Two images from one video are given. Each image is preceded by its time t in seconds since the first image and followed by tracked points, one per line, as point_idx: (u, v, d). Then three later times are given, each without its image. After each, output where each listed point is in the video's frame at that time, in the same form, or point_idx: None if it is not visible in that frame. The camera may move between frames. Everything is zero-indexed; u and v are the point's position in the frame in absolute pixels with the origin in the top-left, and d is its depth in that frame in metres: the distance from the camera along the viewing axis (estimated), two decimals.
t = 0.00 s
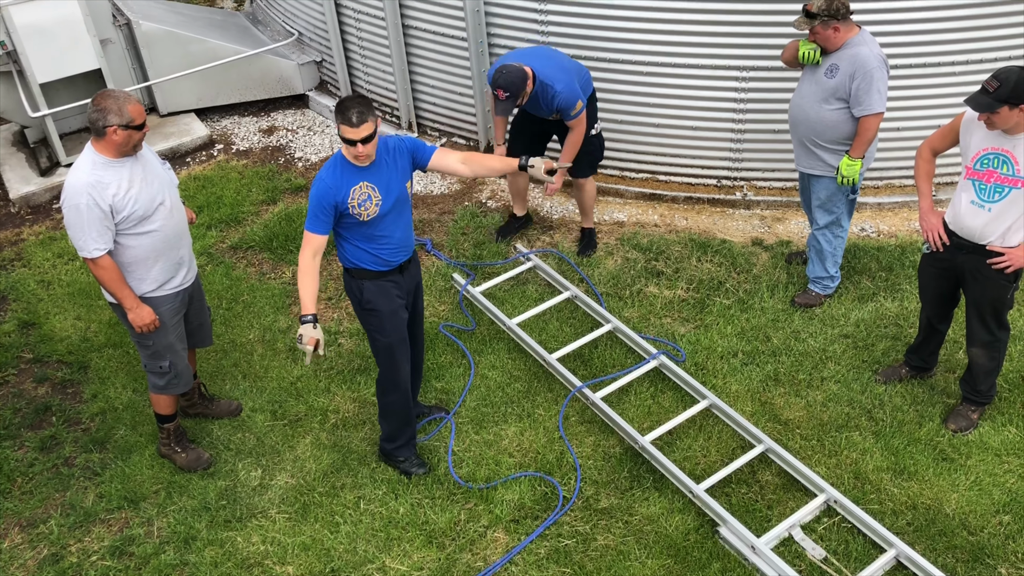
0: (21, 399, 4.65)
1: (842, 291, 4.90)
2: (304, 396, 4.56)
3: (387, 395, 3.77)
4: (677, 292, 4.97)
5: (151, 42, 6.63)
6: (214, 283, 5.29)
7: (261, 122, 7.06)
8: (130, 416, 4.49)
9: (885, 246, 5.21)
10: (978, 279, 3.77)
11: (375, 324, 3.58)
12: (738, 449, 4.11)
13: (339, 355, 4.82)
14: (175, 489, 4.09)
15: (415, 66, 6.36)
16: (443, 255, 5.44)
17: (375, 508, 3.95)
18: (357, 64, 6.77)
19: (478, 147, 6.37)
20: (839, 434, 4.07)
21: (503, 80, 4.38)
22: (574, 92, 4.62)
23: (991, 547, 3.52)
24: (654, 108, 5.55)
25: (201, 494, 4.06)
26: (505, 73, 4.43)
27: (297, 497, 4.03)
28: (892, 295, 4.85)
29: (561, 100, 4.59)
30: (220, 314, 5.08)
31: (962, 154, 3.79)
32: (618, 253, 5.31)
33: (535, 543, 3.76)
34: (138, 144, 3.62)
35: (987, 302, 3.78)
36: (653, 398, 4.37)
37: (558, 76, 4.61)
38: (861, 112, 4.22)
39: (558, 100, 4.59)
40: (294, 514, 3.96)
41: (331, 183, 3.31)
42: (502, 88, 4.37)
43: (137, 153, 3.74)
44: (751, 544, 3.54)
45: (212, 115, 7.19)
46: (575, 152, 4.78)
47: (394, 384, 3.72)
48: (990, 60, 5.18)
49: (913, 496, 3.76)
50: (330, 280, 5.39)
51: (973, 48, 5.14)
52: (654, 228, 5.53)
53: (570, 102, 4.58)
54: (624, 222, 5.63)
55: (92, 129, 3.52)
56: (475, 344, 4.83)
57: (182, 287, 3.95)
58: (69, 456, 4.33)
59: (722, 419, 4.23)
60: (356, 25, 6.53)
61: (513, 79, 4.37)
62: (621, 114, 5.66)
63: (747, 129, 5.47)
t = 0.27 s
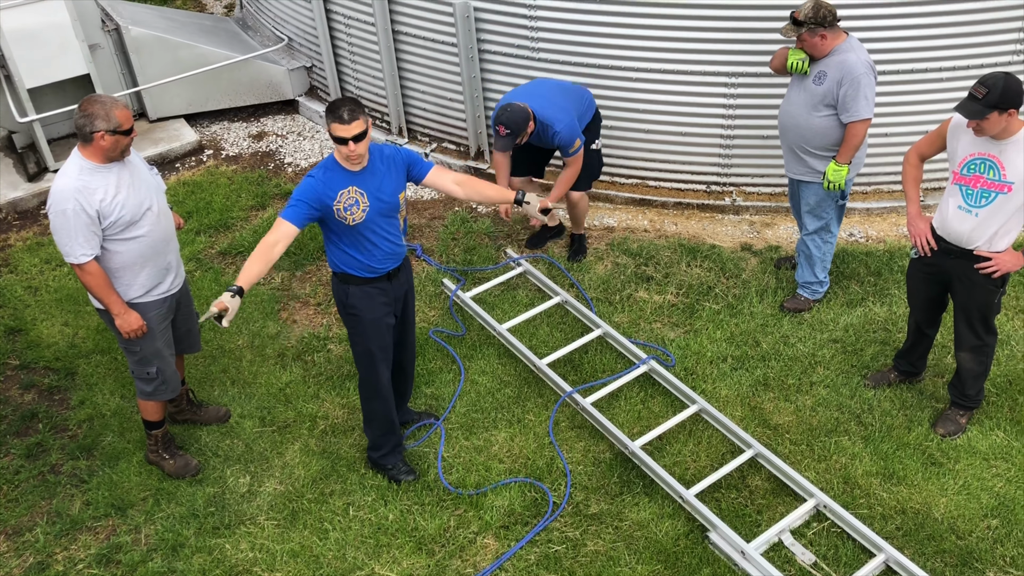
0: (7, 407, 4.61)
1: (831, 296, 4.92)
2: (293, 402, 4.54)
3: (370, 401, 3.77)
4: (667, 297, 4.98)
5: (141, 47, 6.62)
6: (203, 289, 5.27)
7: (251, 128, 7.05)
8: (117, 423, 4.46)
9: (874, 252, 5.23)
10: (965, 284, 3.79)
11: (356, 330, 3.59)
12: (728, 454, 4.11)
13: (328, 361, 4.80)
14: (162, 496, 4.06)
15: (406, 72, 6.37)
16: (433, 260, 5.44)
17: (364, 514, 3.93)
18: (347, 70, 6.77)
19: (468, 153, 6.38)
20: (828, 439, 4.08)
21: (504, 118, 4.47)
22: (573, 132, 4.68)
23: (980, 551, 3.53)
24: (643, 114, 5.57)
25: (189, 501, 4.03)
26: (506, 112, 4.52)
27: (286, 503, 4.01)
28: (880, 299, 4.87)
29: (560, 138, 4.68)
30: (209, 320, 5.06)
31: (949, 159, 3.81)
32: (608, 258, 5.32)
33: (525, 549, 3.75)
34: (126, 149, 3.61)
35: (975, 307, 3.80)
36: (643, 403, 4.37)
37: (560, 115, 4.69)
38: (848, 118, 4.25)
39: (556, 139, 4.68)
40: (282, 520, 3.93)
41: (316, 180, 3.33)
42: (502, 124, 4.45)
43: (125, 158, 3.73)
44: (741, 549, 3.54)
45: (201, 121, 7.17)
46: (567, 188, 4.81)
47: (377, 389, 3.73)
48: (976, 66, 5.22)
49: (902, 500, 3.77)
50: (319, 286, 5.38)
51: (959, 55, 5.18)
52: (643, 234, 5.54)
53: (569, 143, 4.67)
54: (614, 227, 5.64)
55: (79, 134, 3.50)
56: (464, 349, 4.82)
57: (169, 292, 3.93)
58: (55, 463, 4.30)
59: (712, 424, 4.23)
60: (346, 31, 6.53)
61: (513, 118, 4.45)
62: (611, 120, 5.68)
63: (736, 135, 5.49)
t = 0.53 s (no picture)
0: None
1: (821, 299, 4.93)
2: (282, 406, 4.52)
3: (360, 405, 3.76)
4: (657, 300, 4.99)
5: (130, 50, 6.60)
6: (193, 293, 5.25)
7: (240, 131, 7.03)
8: (105, 428, 4.43)
9: (863, 254, 5.25)
10: (954, 287, 3.80)
11: (346, 335, 3.58)
12: (718, 457, 4.11)
13: (318, 365, 4.79)
14: (151, 502, 4.04)
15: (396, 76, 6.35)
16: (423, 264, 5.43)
17: (355, 519, 3.92)
18: (337, 73, 6.76)
19: (459, 156, 6.37)
20: (818, 442, 4.08)
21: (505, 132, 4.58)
22: (571, 152, 4.85)
23: (969, 553, 3.54)
24: (633, 118, 5.58)
25: (178, 506, 4.01)
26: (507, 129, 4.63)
27: (275, 508, 3.99)
28: (870, 302, 4.88)
29: (558, 156, 4.83)
30: (198, 324, 5.04)
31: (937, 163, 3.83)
32: (599, 261, 5.32)
33: (516, 553, 3.74)
34: (114, 153, 3.59)
35: (963, 310, 3.81)
36: (633, 407, 4.38)
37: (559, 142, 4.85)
38: (837, 123, 4.26)
39: (554, 157, 4.83)
40: (272, 525, 3.91)
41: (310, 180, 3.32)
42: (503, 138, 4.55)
43: (113, 162, 3.71)
44: (731, 553, 3.54)
45: (191, 124, 7.15)
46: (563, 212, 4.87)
47: (367, 394, 3.71)
48: (964, 70, 5.25)
49: (891, 503, 3.77)
50: (309, 290, 5.36)
51: (947, 59, 5.20)
52: (634, 237, 5.55)
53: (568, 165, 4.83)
54: (604, 231, 5.65)
55: (66, 138, 3.48)
56: (455, 353, 4.81)
57: (158, 296, 3.91)
58: (43, 468, 4.27)
59: (702, 428, 4.24)
60: (336, 35, 6.52)
61: (515, 133, 4.56)
62: (601, 123, 5.68)
63: (726, 138, 5.50)
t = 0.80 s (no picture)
0: None
1: (815, 300, 4.94)
2: (276, 408, 4.51)
3: (358, 407, 3.74)
4: (652, 301, 4.99)
5: (123, 51, 6.58)
6: (186, 294, 5.24)
7: (234, 132, 7.02)
8: (99, 430, 4.42)
9: (857, 255, 5.26)
10: (947, 288, 3.81)
11: (345, 338, 3.56)
12: (712, 458, 4.12)
13: (312, 366, 4.78)
14: (145, 503, 4.03)
15: (390, 76, 6.35)
16: (417, 265, 5.43)
17: (349, 520, 3.91)
18: (331, 74, 6.75)
19: (453, 157, 6.37)
20: (812, 442, 4.09)
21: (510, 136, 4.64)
22: (571, 163, 4.90)
23: (963, 553, 3.54)
24: (627, 119, 5.58)
25: (172, 508, 4.00)
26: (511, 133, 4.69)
27: (269, 510, 3.98)
28: (863, 303, 4.89)
29: (558, 166, 4.87)
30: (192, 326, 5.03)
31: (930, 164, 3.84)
32: (593, 262, 5.32)
33: (510, 554, 3.73)
34: (107, 153, 3.58)
35: (956, 310, 3.81)
36: (627, 407, 4.38)
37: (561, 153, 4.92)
38: (832, 124, 4.27)
39: (555, 166, 4.88)
40: (266, 527, 3.90)
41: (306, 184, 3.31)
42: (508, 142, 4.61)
43: (106, 164, 3.70)
44: (725, 553, 3.53)
45: (185, 125, 7.14)
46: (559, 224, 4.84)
47: (365, 395, 3.70)
48: (957, 71, 5.27)
49: (885, 503, 3.78)
50: (303, 291, 5.36)
51: (940, 60, 5.22)
52: (628, 238, 5.55)
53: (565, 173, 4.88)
54: (598, 232, 5.66)
55: (60, 139, 3.48)
56: (449, 354, 4.81)
57: (151, 297, 3.90)
58: (36, 470, 4.25)
59: (697, 428, 4.24)
60: (330, 36, 6.52)
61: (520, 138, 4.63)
62: (595, 124, 5.68)
63: (720, 140, 5.51)
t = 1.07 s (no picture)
0: None
1: (813, 299, 4.94)
2: (274, 407, 4.51)
3: (358, 406, 3.74)
4: (650, 300, 4.99)
5: (121, 50, 6.58)
6: (184, 293, 5.24)
7: (232, 131, 7.01)
8: (96, 428, 4.41)
9: (855, 254, 5.26)
10: (945, 287, 3.81)
11: (346, 338, 3.56)
12: (710, 457, 4.12)
13: (310, 365, 4.78)
14: (143, 502, 4.03)
15: (388, 75, 6.34)
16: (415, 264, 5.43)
17: (347, 519, 3.91)
18: (329, 73, 6.74)
19: (451, 156, 6.37)
20: (810, 441, 4.09)
21: (510, 129, 4.65)
22: (569, 155, 4.92)
23: (961, 552, 3.54)
24: (625, 118, 5.58)
25: (170, 507, 3.99)
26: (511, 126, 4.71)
27: (268, 509, 3.98)
28: (861, 302, 4.90)
29: (557, 157, 4.90)
30: (189, 325, 5.03)
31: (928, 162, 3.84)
32: (591, 261, 5.32)
33: (508, 553, 3.73)
34: (105, 152, 3.58)
35: (954, 309, 3.81)
36: (626, 406, 4.38)
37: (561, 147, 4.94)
38: (832, 124, 4.27)
39: (553, 158, 4.90)
40: (264, 526, 3.90)
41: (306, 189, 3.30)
42: (508, 134, 4.63)
43: (104, 163, 3.69)
44: (723, 552, 3.53)
45: (182, 124, 7.13)
46: (555, 216, 4.91)
47: (365, 394, 3.70)
48: (955, 70, 5.27)
49: (883, 502, 3.78)
50: (301, 290, 5.35)
51: (939, 59, 5.22)
52: (626, 237, 5.56)
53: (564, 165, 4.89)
54: (596, 231, 5.66)
55: (58, 137, 3.47)
56: (447, 353, 4.81)
57: (149, 296, 3.90)
58: (33, 469, 4.25)
59: (695, 427, 4.24)
60: (328, 34, 6.51)
61: (520, 130, 4.65)
62: (594, 123, 5.68)
63: (718, 138, 5.51)
